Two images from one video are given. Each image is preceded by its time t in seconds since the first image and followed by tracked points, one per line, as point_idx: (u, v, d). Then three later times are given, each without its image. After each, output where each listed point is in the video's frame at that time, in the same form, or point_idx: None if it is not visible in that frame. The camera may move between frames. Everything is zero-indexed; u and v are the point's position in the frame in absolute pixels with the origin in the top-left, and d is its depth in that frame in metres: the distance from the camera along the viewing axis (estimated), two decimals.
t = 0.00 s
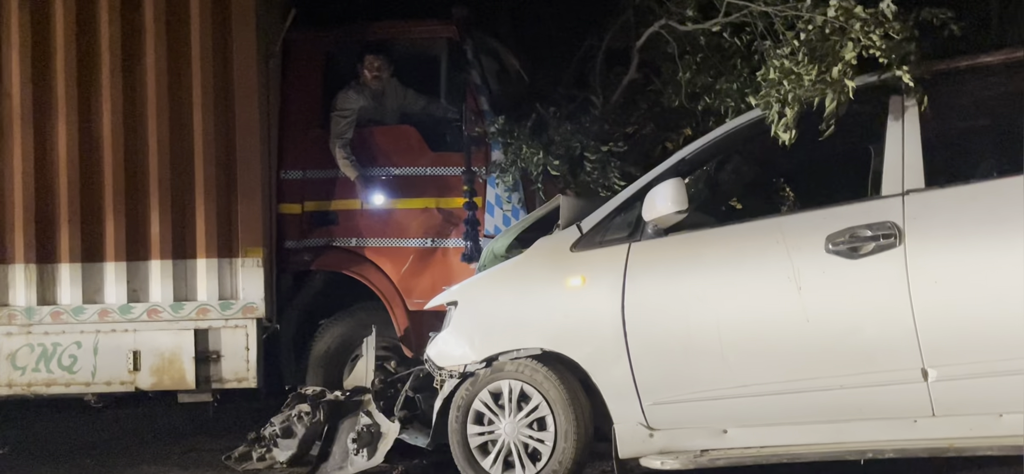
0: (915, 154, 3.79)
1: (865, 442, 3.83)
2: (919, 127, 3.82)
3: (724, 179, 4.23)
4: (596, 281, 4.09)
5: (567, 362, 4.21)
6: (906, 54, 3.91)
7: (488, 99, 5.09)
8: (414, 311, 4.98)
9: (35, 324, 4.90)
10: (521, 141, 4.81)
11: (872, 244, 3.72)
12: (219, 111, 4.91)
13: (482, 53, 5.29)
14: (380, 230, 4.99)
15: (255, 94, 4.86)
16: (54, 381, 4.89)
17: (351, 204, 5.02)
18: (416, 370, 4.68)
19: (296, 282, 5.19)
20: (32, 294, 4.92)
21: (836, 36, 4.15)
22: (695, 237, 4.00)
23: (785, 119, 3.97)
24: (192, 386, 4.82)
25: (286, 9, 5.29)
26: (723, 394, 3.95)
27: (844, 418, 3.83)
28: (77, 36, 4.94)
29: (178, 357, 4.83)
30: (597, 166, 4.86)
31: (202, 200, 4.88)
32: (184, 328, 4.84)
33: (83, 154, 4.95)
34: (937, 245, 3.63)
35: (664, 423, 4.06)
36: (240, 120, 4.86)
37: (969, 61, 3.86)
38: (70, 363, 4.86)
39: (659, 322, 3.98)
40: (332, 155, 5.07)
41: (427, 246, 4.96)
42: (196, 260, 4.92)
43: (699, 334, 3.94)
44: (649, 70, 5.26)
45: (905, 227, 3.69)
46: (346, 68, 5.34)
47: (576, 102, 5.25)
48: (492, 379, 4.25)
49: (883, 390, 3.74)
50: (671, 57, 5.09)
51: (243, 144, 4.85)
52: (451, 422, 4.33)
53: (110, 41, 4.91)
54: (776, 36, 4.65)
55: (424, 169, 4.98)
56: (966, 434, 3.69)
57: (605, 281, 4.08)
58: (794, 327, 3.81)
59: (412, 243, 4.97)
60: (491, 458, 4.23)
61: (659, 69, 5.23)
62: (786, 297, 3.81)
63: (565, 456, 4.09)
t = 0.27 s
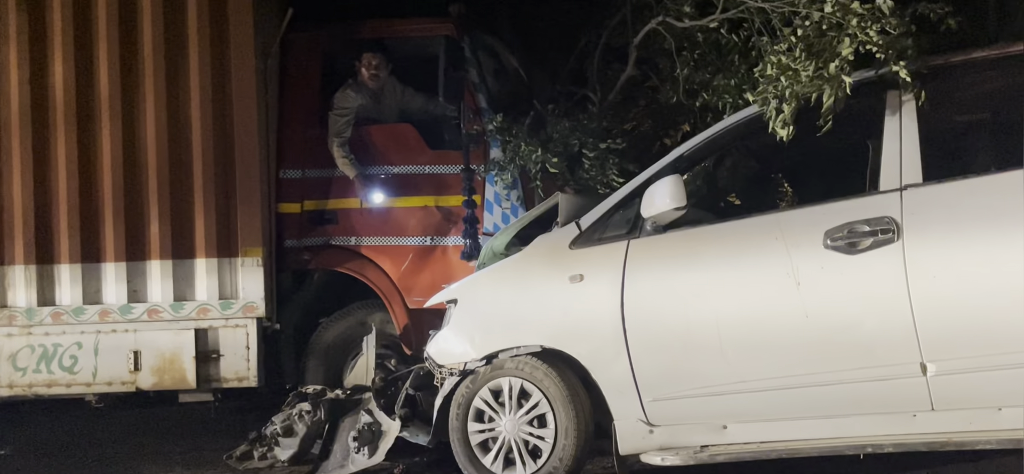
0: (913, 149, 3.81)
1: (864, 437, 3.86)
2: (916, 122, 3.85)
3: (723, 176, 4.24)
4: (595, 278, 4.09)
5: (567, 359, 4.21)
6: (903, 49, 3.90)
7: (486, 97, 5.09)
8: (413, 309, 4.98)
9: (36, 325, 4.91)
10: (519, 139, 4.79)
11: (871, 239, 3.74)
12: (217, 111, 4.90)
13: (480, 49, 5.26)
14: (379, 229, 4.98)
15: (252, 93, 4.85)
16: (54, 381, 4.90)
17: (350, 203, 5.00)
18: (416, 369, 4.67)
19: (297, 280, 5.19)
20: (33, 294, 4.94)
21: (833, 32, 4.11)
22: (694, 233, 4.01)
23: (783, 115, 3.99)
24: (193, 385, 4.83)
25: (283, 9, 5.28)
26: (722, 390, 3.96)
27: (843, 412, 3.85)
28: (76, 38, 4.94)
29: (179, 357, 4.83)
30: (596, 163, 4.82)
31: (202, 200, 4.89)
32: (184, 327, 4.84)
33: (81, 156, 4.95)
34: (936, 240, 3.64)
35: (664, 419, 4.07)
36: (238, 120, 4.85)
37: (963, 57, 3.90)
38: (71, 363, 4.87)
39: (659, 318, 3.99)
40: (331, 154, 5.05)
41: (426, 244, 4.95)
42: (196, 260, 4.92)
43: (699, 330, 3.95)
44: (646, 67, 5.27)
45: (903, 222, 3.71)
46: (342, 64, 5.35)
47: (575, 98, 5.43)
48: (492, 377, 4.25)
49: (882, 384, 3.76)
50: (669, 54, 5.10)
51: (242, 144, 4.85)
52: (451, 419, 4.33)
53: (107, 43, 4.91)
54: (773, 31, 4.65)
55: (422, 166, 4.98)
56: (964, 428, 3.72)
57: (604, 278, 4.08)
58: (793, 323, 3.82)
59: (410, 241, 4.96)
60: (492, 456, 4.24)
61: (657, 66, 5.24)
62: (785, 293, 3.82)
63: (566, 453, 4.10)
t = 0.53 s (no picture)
0: (927, 143, 3.65)
1: (879, 442, 3.70)
2: (931, 115, 3.68)
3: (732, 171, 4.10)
4: (598, 279, 3.94)
5: (569, 363, 4.06)
6: (917, 39, 3.74)
7: (484, 90, 4.87)
8: (409, 312, 4.81)
9: (17, 331, 4.75)
10: (519, 135, 4.62)
11: (885, 237, 3.58)
12: (203, 107, 4.74)
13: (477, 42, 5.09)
14: (373, 229, 4.82)
15: (240, 88, 4.68)
16: (37, 389, 4.74)
17: (344, 202, 4.84)
18: (411, 374, 4.59)
19: (288, 284, 5.04)
20: (13, 300, 4.76)
21: (844, 22, 3.95)
22: (700, 231, 3.85)
23: (792, 109, 3.83)
24: (181, 392, 4.68)
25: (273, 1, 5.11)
26: (731, 394, 3.81)
27: (858, 417, 3.69)
28: (58, 34, 4.79)
29: (165, 363, 4.68)
30: (598, 159, 4.66)
31: (188, 199, 4.72)
32: (171, 332, 4.68)
33: (64, 155, 4.80)
34: (953, 237, 3.48)
35: (671, 424, 3.92)
36: (225, 116, 4.69)
37: (980, 47, 3.75)
38: (54, 370, 4.71)
39: (665, 320, 3.84)
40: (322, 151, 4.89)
41: (422, 244, 4.78)
42: (182, 262, 4.75)
43: (706, 332, 3.80)
44: (651, 59, 5.13)
45: (918, 219, 3.54)
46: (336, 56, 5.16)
47: (576, 93, 5.28)
48: (492, 382, 4.10)
49: (897, 387, 3.61)
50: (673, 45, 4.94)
51: (229, 141, 4.69)
52: (450, 426, 4.18)
53: (91, 38, 4.76)
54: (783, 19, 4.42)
55: (418, 163, 4.80)
56: (984, 432, 3.57)
57: (607, 279, 3.93)
58: (804, 325, 3.67)
59: (405, 242, 4.79)
60: (492, 464, 4.08)
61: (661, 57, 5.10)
62: (796, 293, 3.67)
63: (569, 461, 3.94)
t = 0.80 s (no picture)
0: (983, 127, 3.18)
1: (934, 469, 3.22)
2: (987, 95, 3.20)
3: (764, 160, 3.76)
4: (611, 283, 3.50)
5: (579, 378, 3.61)
6: (971, 10, 3.25)
7: (482, 72, 4.38)
8: (399, 321, 4.36)
9: None
10: (522, 121, 4.19)
11: (935, 234, 3.14)
12: (166, 94, 4.29)
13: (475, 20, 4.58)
14: (359, 228, 4.37)
15: (208, 74, 4.24)
16: None
17: (325, 198, 4.38)
18: (404, 392, 4.16)
19: (262, 290, 4.59)
20: None
21: None
22: (726, 230, 3.41)
23: (831, 91, 3.40)
24: (142, 414, 4.24)
25: None
26: (763, 413, 3.37)
27: (908, 439, 3.24)
28: None
29: (124, 381, 4.24)
30: (611, 149, 4.20)
31: (151, 197, 4.28)
32: (131, 346, 4.24)
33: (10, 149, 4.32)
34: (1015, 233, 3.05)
35: (694, 447, 3.47)
36: (190, 104, 4.25)
37: None
38: None
39: (686, 330, 3.40)
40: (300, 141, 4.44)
41: (414, 246, 4.34)
42: (143, 266, 4.31)
43: (733, 344, 3.36)
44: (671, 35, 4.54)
45: (973, 214, 3.10)
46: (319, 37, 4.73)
47: (587, 72, 4.61)
48: (493, 400, 3.65)
49: (954, 405, 3.15)
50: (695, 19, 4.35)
51: (195, 133, 4.24)
52: (446, 450, 3.71)
53: (34, 15, 4.26)
54: None
55: (410, 153, 4.34)
56: None
57: (621, 284, 3.49)
58: (845, 335, 3.22)
59: (394, 243, 4.34)
60: None
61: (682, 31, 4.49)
62: (836, 300, 3.22)
63: None
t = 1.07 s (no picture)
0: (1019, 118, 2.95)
1: None
2: None
3: (783, 155, 3.60)
4: (622, 288, 3.29)
5: (589, 387, 3.41)
6: None
7: (485, 63, 4.20)
8: (397, 327, 4.15)
9: None
10: (528, 115, 3.99)
11: (969, 235, 2.91)
12: (149, 89, 4.10)
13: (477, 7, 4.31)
14: (355, 230, 4.15)
15: (196, 70, 4.06)
16: None
17: (319, 197, 4.16)
18: (402, 403, 3.92)
19: (252, 295, 4.39)
20: None
21: None
22: (744, 230, 3.20)
23: (857, 82, 3.17)
24: (124, 427, 4.07)
25: None
26: (784, 425, 3.16)
27: (941, 453, 3.01)
28: None
29: (106, 391, 4.05)
30: (622, 143, 4.02)
31: (134, 198, 4.09)
32: (112, 354, 4.06)
33: None
34: None
35: (712, 461, 3.27)
36: (176, 100, 4.07)
37: None
38: None
39: (701, 338, 3.19)
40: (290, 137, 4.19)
41: (413, 248, 4.12)
42: (126, 271, 4.12)
43: (752, 353, 3.14)
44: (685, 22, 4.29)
45: (1008, 212, 2.87)
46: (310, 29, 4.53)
47: (595, 64, 4.37)
48: (497, 411, 3.44)
49: (990, 418, 2.91)
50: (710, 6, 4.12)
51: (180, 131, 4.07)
52: (448, 464, 3.51)
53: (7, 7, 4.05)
54: None
55: (408, 149, 4.11)
56: None
57: (633, 289, 3.28)
58: (873, 343, 3.01)
59: (392, 245, 4.13)
60: None
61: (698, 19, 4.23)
62: (862, 305, 3.01)
63: None
